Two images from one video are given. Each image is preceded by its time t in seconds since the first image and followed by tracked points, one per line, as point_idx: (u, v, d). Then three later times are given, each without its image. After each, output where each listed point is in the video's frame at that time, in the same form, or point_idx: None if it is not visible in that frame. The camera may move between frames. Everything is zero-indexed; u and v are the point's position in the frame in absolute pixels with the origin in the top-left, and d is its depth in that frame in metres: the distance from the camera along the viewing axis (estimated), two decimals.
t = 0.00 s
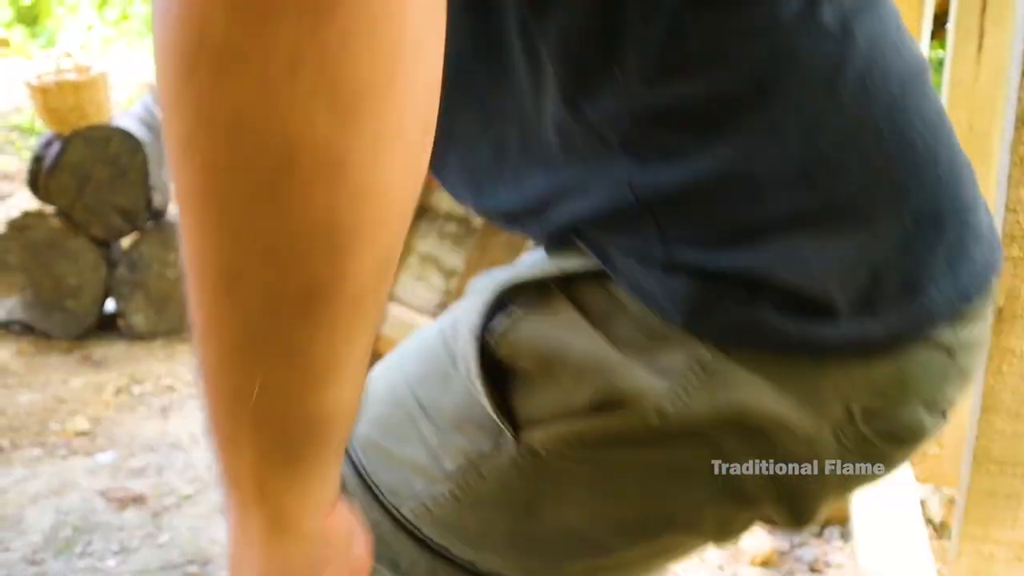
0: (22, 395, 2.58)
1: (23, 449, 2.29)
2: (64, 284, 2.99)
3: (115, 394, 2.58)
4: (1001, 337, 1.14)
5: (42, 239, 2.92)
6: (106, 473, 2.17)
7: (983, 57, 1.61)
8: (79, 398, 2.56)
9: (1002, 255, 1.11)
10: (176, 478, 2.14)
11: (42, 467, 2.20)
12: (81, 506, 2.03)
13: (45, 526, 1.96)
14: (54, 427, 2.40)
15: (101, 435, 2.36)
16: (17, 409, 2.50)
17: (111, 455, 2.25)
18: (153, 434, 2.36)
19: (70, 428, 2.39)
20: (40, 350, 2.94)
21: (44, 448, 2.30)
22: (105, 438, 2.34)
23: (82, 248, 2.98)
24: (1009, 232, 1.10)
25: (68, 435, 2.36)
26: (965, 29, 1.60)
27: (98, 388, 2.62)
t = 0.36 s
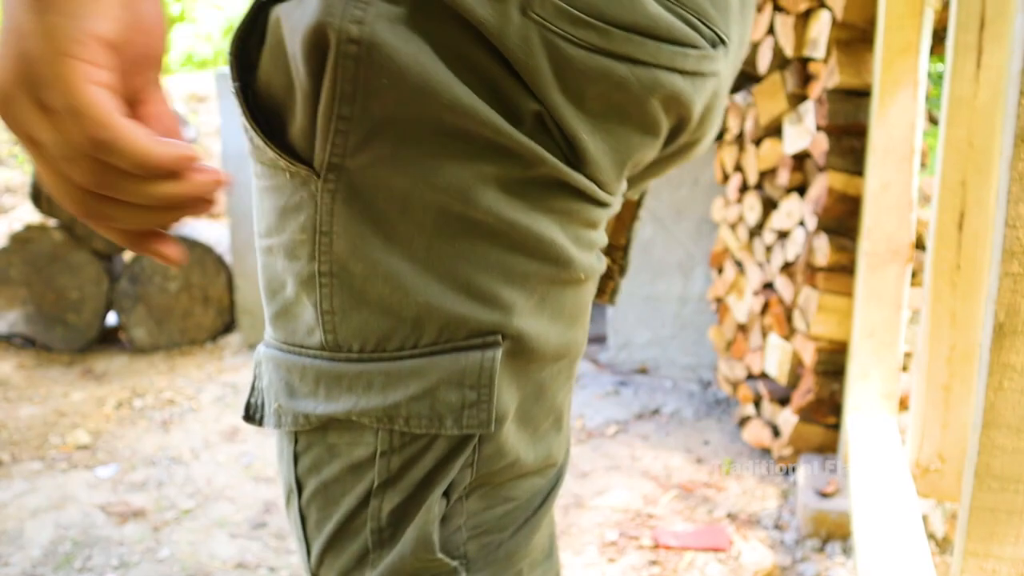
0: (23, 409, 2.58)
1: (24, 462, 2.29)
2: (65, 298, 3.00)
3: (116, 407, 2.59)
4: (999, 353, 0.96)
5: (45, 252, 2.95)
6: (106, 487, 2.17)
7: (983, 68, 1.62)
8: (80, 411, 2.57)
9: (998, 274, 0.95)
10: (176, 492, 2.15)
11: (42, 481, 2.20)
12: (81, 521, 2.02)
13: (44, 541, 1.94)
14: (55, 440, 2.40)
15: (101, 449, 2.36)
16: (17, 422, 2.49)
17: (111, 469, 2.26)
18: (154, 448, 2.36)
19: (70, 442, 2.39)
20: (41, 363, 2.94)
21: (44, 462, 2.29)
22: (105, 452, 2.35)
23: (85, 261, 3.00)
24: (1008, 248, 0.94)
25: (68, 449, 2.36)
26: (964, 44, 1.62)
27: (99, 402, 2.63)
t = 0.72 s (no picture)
0: (22, 422, 2.58)
1: (23, 477, 2.28)
2: (65, 311, 2.99)
3: (116, 422, 2.59)
4: (999, 370, 0.94)
5: (46, 267, 2.96)
6: (105, 501, 2.17)
7: (982, 84, 1.63)
8: (79, 426, 2.56)
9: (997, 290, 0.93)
10: (176, 507, 2.15)
11: (41, 495, 2.19)
12: (80, 536, 2.01)
13: (42, 556, 1.92)
14: (54, 455, 2.39)
15: (100, 464, 2.35)
16: (16, 436, 2.49)
17: (111, 483, 2.25)
18: (153, 462, 2.36)
19: (69, 456, 2.38)
20: (41, 377, 2.90)
21: (43, 476, 2.29)
22: (104, 467, 2.34)
23: (85, 275, 3.00)
24: (1007, 264, 0.93)
25: (67, 463, 2.35)
26: (961, 60, 1.62)
27: (98, 416, 2.63)
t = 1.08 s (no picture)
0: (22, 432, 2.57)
1: (23, 487, 2.27)
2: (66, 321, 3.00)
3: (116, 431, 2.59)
4: (999, 378, 0.96)
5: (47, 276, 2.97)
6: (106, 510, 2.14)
7: (979, 95, 1.63)
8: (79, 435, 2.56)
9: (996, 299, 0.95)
10: (176, 517, 2.14)
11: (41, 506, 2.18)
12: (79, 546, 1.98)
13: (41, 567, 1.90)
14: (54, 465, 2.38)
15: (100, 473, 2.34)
16: (17, 446, 2.49)
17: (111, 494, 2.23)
18: (153, 472, 2.35)
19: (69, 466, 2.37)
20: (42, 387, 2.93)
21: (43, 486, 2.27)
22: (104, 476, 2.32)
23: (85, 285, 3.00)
24: (1006, 274, 0.94)
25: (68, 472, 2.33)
26: (960, 72, 1.63)
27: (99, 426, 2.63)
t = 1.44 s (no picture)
0: (21, 448, 2.55)
1: (22, 502, 2.23)
2: (65, 336, 2.99)
3: (116, 447, 2.57)
4: (998, 391, 0.97)
5: (47, 290, 2.96)
6: (105, 526, 2.10)
7: (975, 108, 1.65)
8: (79, 450, 2.54)
9: (995, 312, 0.96)
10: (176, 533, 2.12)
11: (40, 521, 2.12)
12: (78, 563, 1.91)
13: None
14: (53, 480, 2.35)
15: (99, 488, 2.31)
16: (16, 461, 2.46)
17: (110, 508, 2.19)
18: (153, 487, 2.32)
19: (69, 481, 2.34)
20: (41, 402, 2.93)
21: (43, 501, 2.23)
22: (103, 491, 2.30)
23: (85, 299, 2.99)
24: (1003, 286, 0.96)
25: (67, 488, 2.30)
26: (956, 85, 1.64)
27: (98, 441, 2.60)
